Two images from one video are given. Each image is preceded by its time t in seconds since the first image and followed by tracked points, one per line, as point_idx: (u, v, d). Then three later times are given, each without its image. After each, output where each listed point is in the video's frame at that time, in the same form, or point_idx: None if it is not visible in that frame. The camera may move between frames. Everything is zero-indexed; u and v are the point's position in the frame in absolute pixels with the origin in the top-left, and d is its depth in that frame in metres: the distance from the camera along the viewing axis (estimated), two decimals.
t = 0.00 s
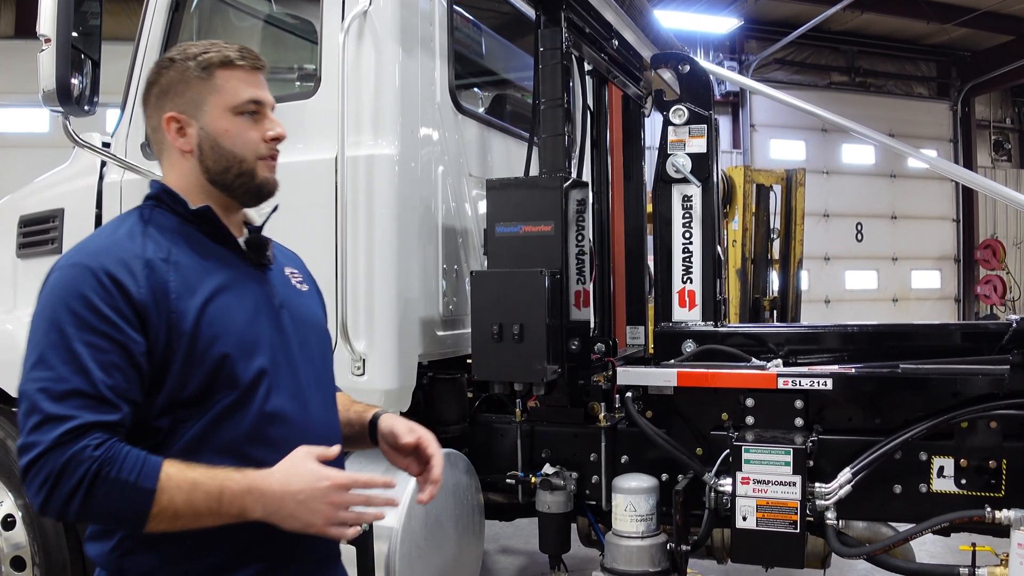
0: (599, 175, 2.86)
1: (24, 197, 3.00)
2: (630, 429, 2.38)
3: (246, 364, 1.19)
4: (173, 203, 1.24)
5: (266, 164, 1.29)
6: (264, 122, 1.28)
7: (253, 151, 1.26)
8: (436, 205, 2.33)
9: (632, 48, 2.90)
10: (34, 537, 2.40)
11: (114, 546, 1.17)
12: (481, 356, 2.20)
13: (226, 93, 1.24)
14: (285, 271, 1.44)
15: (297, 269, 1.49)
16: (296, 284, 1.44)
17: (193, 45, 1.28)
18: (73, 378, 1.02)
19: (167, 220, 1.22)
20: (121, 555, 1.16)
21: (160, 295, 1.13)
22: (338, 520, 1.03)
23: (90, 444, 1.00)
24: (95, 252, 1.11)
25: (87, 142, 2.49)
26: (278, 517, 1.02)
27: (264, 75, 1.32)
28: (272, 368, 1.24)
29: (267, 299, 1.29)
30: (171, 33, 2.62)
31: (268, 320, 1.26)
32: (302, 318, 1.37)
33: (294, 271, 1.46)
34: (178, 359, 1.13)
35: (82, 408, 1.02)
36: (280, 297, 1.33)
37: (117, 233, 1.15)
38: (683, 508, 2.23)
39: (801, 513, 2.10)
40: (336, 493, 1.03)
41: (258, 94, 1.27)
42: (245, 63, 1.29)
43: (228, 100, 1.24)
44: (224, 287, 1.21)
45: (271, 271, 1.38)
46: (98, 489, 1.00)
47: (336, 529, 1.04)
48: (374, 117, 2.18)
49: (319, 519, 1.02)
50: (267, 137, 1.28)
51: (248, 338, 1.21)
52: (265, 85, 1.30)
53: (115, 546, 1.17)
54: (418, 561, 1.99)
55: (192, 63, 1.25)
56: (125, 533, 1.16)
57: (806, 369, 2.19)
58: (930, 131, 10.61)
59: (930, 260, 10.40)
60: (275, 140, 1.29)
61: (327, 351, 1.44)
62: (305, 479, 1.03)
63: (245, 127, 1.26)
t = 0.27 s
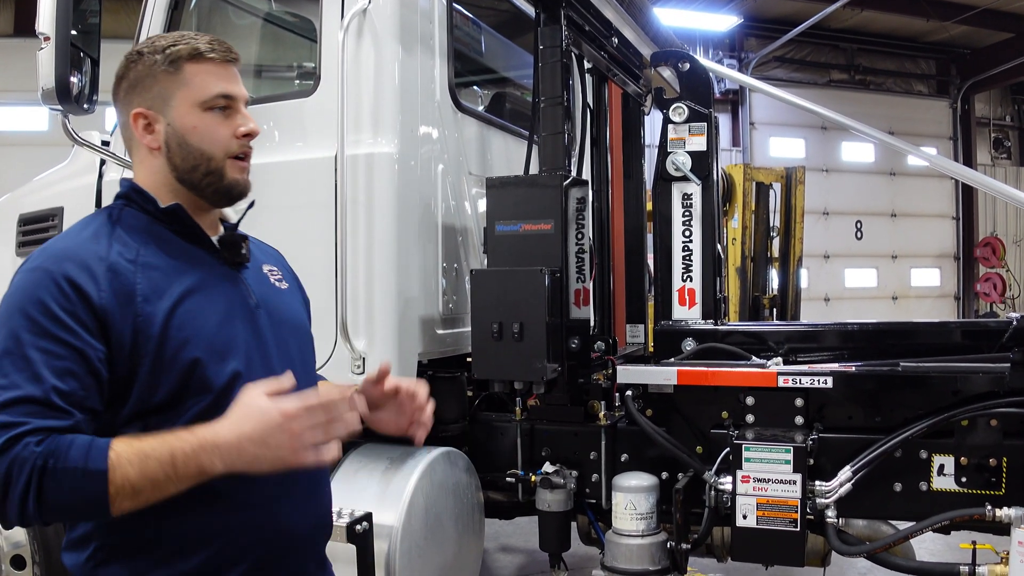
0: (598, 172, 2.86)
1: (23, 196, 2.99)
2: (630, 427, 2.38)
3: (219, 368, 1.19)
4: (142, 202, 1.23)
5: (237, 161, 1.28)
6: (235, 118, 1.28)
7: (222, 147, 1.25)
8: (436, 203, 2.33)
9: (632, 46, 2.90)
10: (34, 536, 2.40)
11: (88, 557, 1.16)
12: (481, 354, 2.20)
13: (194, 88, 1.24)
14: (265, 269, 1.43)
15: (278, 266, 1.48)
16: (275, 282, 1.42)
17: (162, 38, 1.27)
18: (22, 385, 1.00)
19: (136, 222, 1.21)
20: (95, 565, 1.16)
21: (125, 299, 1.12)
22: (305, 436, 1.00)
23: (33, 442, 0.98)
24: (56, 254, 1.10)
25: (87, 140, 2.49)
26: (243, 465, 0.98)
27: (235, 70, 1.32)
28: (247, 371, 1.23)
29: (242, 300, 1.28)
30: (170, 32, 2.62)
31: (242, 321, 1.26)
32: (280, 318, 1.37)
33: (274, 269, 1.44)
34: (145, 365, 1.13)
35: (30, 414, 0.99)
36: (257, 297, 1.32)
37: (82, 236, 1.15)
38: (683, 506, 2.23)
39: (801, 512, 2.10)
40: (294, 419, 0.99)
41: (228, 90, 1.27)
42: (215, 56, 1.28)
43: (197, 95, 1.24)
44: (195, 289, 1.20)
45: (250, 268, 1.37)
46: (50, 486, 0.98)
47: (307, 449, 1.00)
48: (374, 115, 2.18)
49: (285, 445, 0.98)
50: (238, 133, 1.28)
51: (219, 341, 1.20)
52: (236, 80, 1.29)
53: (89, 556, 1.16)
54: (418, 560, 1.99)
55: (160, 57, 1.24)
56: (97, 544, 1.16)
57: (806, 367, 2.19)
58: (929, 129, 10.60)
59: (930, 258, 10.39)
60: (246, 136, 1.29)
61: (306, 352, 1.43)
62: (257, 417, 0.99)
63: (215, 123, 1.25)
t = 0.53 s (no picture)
0: (598, 171, 2.85)
1: (21, 195, 2.99)
2: (630, 427, 2.38)
3: (202, 369, 1.22)
4: (123, 204, 1.25)
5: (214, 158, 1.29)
6: (210, 115, 1.29)
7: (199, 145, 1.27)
8: (435, 202, 2.32)
9: (631, 45, 2.90)
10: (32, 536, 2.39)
11: (79, 561, 1.18)
12: (480, 354, 2.19)
13: (168, 86, 1.25)
14: (253, 266, 1.44)
15: (268, 262, 1.49)
16: (264, 280, 1.44)
17: (134, 35, 1.27)
18: (10, 397, 1.03)
19: (119, 226, 1.23)
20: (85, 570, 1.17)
21: (105, 304, 1.14)
22: (292, 442, 1.01)
23: (22, 455, 1.01)
24: (36, 261, 1.13)
25: (84, 139, 2.48)
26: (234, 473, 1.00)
27: (211, 64, 1.32)
28: (233, 372, 1.26)
29: (226, 301, 1.30)
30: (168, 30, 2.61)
31: (227, 323, 1.28)
32: (267, 317, 1.38)
33: (263, 265, 1.46)
34: (129, 369, 1.15)
35: (19, 425, 1.03)
36: (243, 296, 1.34)
37: (63, 243, 1.17)
38: (683, 505, 2.23)
39: (801, 511, 2.10)
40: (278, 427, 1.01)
41: (201, 87, 1.27)
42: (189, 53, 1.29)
43: (170, 94, 1.25)
44: (177, 292, 1.22)
45: (237, 266, 1.38)
46: (40, 499, 1.01)
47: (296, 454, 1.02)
48: (373, 114, 2.17)
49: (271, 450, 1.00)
50: (213, 130, 1.29)
51: (202, 343, 1.23)
52: (211, 76, 1.30)
53: (80, 560, 1.18)
54: (417, 560, 1.99)
55: (132, 56, 1.25)
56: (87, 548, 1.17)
57: (805, 366, 2.19)
58: (928, 128, 10.61)
59: (928, 257, 10.40)
60: (223, 133, 1.30)
61: (295, 350, 1.45)
62: (248, 426, 1.00)
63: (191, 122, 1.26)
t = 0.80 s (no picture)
0: (599, 171, 2.85)
1: (22, 195, 2.98)
2: (632, 427, 2.37)
3: (220, 374, 1.18)
4: (134, 205, 1.20)
5: (236, 163, 1.25)
6: (232, 120, 1.25)
7: (221, 150, 1.22)
8: (437, 202, 2.32)
9: (632, 44, 2.89)
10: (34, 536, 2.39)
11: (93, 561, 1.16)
12: (483, 353, 2.19)
13: (191, 89, 1.21)
14: (263, 266, 1.40)
15: (276, 263, 1.46)
16: (274, 281, 1.40)
17: (157, 35, 1.23)
18: (24, 404, 1.01)
19: (131, 226, 1.19)
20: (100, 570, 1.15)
21: (120, 309, 1.11)
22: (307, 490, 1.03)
23: (39, 467, 0.99)
24: (50, 264, 1.09)
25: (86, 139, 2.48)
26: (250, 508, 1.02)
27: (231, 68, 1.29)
28: (250, 375, 1.22)
29: (241, 302, 1.26)
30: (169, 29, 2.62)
31: (243, 324, 1.24)
32: (280, 319, 1.35)
33: (272, 266, 1.42)
34: (144, 375, 1.12)
35: (33, 434, 1.01)
36: (257, 298, 1.30)
37: (76, 244, 1.13)
38: (685, 505, 2.23)
39: (803, 511, 2.10)
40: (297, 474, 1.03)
41: (226, 91, 1.23)
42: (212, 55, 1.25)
43: (194, 97, 1.20)
44: (194, 295, 1.18)
45: (248, 267, 1.35)
46: (54, 513, 1.00)
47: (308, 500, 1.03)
48: (374, 114, 2.17)
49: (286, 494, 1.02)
50: (235, 135, 1.25)
51: (218, 346, 1.19)
52: (234, 81, 1.26)
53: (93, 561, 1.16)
54: (420, 560, 1.98)
55: (155, 56, 1.21)
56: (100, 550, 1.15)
57: (808, 366, 2.19)
58: (928, 127, 10.61)
59: (928, 256, 10.41)
60: (245, 139, 1.26)
61: (308, 351, 1.41)
62: (268, 464, 1.02)
63: (213, 125, 1.22)
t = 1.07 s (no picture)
0: (603, 174, 2.87)
1: (28, 198, 3.00)
2: (637, 427, 2.37)
3: (286, 354, 1.23)
4: (206, 200, 1.27)
5: (285, 156, 1.30)
6: (282, 117, 1.30)
7: (268, 144, 1.28)
8: (440, 203, 2.32)
9: (637, 44, 2.88)
10: (40, 537, 2.40)
11: (158, 534, 1.21)
12: (487, 354, 2.19)
13: (240, 90, 1.27)
14: (316, 266, 1.49)
15: (325, 265, 1.54)
16: (326, 278, 1.49)
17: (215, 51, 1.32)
18: (119, 363, 1.04)
19: (204, 215, 1.25)
20: (166, 541, 1.21)
21: (201, 285, 1.16)
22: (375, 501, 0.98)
23: (135, 427, 1.01)
24: (136, 243, 1.14)
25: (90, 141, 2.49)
26: (320, 505, 1.00)
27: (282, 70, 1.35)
28: (312, 361, 1.28)
29: (302, 292, 1.33)
30: (174, 31, 2.63)
31: (304, 312, 1.30)
32: (333, 310, 1.41)
33: (324, 266, 1.51)
34: (220, 348, 1.16)
35: (128, 391, 1.03)
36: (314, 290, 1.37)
37: (156, 226, 1.19)
38: (690, 506, 2.22)
39: (810, 511, 2.08)
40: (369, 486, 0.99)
41: (275, 90, 1.29)
42: (261, 59, 1.31)
43: (245, 96, 1.27)
44: (262, 280, 1.25)
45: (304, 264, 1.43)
46: (144, 472, 1.01)
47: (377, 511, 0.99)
48: (378, 115, 2.17)
49: (358, 497, 0.99)
50: (283, 130, 1.30)
51: (286, 329, 1.24)
52: (283, 81, 1.32)
53: (159, 533, 1.21)
54: (424, 561, 1.98)
55: (210, 67, 1.29)
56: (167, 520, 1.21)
57: (814, 366, 2.18)
58: (934, 126, 10.57)
59: (934, 256, 10.36)
60: (291, 133, 1.30)
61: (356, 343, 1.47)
62: (344, 471, 1.00)
63: (261, 122, 1.28)
